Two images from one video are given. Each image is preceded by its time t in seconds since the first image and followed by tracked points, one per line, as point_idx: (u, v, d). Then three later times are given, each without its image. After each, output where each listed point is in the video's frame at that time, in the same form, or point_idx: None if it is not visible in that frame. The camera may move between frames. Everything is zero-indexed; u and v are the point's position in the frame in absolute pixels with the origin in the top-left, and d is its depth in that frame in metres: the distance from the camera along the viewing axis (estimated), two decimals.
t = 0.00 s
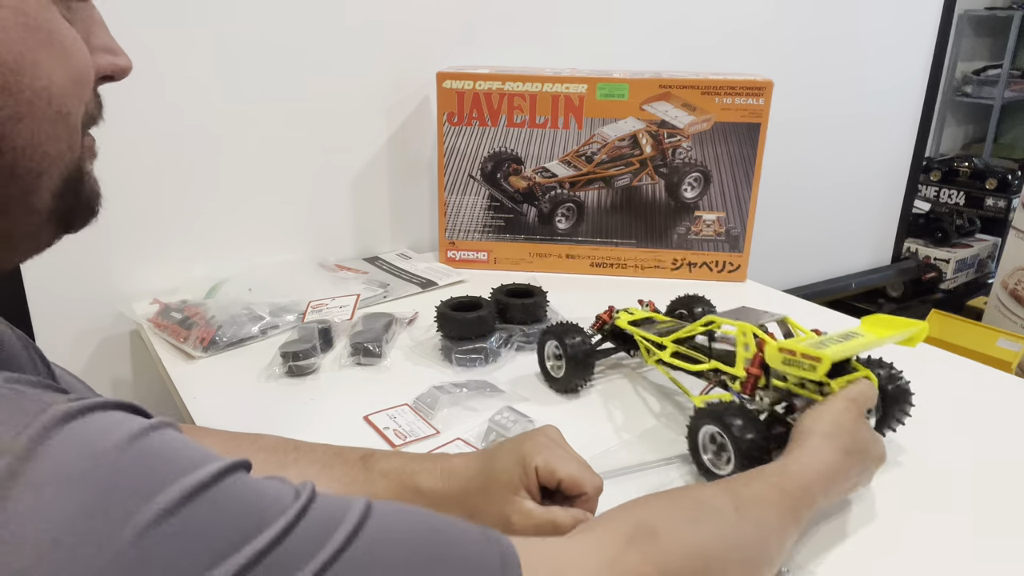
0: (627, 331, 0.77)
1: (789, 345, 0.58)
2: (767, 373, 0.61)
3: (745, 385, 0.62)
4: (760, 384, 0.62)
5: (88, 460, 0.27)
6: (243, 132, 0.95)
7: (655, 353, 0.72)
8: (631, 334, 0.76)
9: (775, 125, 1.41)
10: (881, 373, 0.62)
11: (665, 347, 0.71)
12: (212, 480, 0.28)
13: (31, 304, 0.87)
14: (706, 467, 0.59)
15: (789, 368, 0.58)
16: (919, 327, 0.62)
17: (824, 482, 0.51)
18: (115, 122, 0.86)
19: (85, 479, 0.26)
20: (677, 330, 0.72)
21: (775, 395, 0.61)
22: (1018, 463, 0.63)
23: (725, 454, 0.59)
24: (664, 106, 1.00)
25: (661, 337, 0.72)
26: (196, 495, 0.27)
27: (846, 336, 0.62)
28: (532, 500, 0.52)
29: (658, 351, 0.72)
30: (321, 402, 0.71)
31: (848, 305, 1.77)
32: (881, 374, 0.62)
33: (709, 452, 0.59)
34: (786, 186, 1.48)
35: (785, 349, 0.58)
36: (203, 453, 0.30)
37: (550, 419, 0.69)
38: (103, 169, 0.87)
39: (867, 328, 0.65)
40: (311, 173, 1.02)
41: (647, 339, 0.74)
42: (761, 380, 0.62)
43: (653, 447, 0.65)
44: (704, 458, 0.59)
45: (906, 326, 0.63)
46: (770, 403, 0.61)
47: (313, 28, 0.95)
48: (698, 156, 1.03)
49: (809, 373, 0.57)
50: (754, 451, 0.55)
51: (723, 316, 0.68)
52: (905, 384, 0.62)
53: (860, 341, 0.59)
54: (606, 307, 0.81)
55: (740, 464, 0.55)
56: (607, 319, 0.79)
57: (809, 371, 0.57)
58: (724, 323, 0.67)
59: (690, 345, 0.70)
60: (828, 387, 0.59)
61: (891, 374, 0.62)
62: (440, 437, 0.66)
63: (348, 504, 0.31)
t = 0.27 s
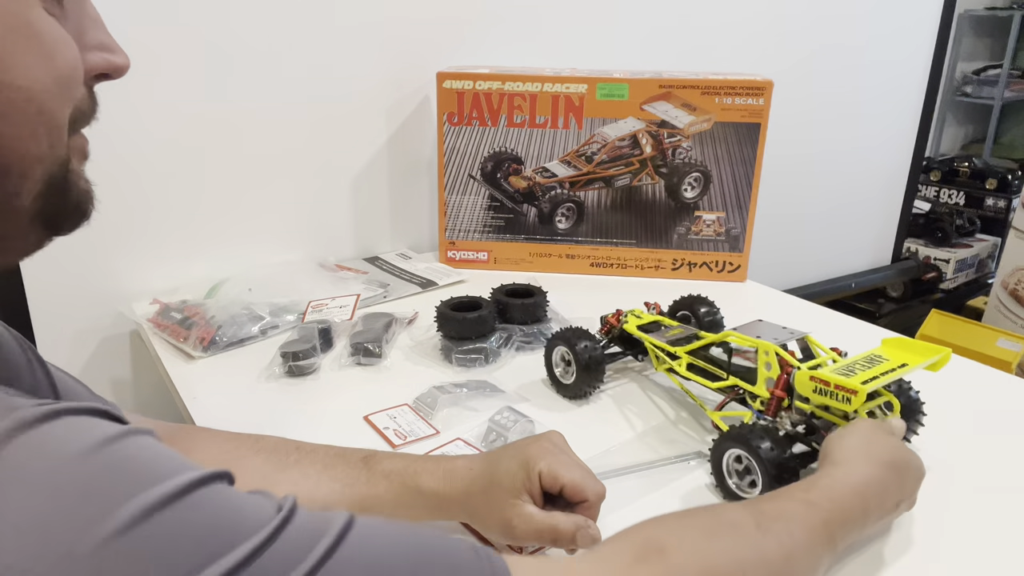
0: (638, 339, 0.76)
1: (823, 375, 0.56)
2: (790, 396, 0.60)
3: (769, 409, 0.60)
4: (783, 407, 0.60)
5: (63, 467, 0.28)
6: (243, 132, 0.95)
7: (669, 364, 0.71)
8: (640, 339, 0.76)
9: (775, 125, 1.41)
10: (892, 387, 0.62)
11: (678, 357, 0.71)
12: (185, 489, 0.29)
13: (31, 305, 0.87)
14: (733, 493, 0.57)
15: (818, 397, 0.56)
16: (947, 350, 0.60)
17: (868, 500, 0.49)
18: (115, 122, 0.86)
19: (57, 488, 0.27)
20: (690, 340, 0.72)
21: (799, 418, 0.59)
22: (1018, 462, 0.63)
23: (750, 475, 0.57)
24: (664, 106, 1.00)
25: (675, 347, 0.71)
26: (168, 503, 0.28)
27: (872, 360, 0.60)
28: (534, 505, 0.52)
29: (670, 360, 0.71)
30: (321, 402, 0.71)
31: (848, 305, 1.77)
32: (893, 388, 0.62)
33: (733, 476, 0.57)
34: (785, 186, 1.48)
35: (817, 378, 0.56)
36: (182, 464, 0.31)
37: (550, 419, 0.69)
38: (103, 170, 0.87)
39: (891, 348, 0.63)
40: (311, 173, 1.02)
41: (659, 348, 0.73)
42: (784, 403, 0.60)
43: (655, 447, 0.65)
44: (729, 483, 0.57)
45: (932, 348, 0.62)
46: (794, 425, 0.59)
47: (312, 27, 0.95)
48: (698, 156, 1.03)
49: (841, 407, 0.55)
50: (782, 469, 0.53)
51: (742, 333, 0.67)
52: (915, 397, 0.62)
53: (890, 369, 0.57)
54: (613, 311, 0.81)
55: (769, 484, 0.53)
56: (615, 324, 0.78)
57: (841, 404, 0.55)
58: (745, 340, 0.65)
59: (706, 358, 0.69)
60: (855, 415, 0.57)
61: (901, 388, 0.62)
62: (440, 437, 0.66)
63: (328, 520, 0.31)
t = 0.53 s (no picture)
0: (637, 339, 0.76)
1: (822, 375, 0.56)
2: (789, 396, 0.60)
3: (767, 407, 0.60)
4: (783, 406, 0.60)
5: None
6: (243, 133, 0.95)
7: (668, 363, 0.71)
8: (638, 338, 0.76)
9: (776, 125, 1.41)
10: (892, 386, 0.62)
11: (677, 356, 0.70)
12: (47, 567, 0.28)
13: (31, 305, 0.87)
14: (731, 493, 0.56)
15: (818, 396, 0.56)
16: (945, 350, 0.60)
17: (793, 543, 0.48)
18: (114, 123, 0.86)
19: None
20: (689, 340, 0.72)
21: (797, 417, 0.59)
22: (1017, 462, 0.63)
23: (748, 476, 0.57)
24: (664, 106, 1.00)
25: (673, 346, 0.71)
26: None
27: (870, 359, 0.59)
28: (538, 509, 0.51)
29: (669, 360, 0.71)
30: (321, 403, 0.71)
31: (848, 305, 1.77)
32: (892, 387, 0.62)
33: (732, 477, 0.57)
34: (786, 186, 1.48)
35: (815, 378, 0.56)
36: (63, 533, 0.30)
37: (550, 419, 0.69)
38: (103, 170, 0.87)
39: (889, 348, 0.63)
40: (311, 173, 1.02)
41: (659, 347, 0.72)
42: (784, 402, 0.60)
43: (654, 447, 0.65)
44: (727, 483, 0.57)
45: (930, 348, 0.61)
46: (794, 424, 0.59)
47: (312, 27, 0.95)
48: (698, 156, 1.03)
49: (839, 406, 0.55)
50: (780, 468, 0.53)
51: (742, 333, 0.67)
52: (913, 395, 0.62)
53: (889, 368, 0.57)
54: (611, 310, 0.81)
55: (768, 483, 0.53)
56: (614, 323, 0.78)
57: (840, 403, 0.55)
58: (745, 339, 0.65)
59: (705, 357, 0.69)
60: (855, 415, 0.57)
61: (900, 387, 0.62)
62: (440, 437, 0.66)
63: None
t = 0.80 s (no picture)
0: (637, 339, 0.76)
1: (823, 375, 0.56)
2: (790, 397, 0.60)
3: (767, 407, 0.60)
4: (783, 407, 0.60)
5: None
6: (243, 132, 0.95)
7: (669, 364, 0.71)
8: (638, 339, 0.76)
9: (776, 125, 1.41)
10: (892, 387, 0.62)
11: (677, 356, 0.70)
12: None
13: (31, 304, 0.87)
14: (731, 491, 0.56)
15: (818, 396, 0.56)
16: (946, 350, 0.60)
17: None
18: (114, 122, 0.86)
19: None
20: (689, 340, 0.72)
21: (798, 417, 0.59)
22: (1018, 462, 0.63)
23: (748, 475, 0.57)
24: (664, 106, 1.00)
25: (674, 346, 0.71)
26: None
27: (871, 360, 0.59)
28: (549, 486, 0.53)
29: (669, 360, 0.71)
30: (321, 403, 0.71)
31: (848, 305, 1.77)
32: (892, 388, 0.62)
33: (732, 476, 0.57)
34: (786, 186, 1.48)
35: (816, 378, 0.56)
36: None
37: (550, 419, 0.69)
38: (103, 169, 0.87)
39: (889, 347, 0.63)
40: (311, 173, 1.02)
41: (659, 347, 0.72)
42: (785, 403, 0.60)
43: (654, 447, 0.65)
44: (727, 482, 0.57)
45: (930, 348, 0.61)
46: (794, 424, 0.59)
47: (312, 27, 0.95)
48: (698, 156, 1.03)
49: (839, 406, 0.55)
50: (779, 468, 0.53)
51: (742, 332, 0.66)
52: (913, 395, 0.62)
53: (889, 368, 0.57)
54: (611, 311, 0.81)
55: (767, 484, 0.53)
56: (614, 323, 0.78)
57: (841, 403, 0.55)
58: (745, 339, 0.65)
59: (705, 357, 0.69)
60: (855, 415, 0.57)
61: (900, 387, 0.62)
62: (440, 437, 0.66)
63: None
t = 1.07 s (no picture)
0: (637, 339, 0.76)
1: (823, 376, 0.56)
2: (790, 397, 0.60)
3: (767, 408, 0.60)
4: (783, 407, 0.60)
5: None
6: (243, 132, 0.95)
7: (669, 364, 0.71)
8: (638, 339, 0.76)
9: (775, 125, 1.41)
10: (892, 387, 0.62)
11: (677, 356, 0.70)
12: None
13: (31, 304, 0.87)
14: (731, 492, 0.56)
15: (818, 396, 0.56)
16: (946, 350, 0.60)
17: None
18: (114, 122, 0.86)
19: None
20: (689, 339, 0.72)
21: (798, 417, 0.59)
22: (1017, 463, 0.63)
23: (748, 475, 0.57)
24: (664, 106, 1.00)
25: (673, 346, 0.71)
26: None
27: (871, 360, 0.59)
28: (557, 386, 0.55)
29: (669, 360, 0.71)
30: (321, 403, 0.71)
31: (848, 305, 1.77)
32: (892, 388, 0.62)
33: (732, 476, 0.57)
34: (786, 186, 1.48)
35: (815, 378, 0.56)
36: None
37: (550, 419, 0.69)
38: (103, 169, 0.87)
39: (888, 347, 0.63)
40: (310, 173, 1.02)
41: (658, 348, 0.72)
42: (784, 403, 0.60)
43: (654, 447, 0.65)
44: (727, 482, 0.57)
45: (929, 347, 0.61)
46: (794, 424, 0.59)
47: (312, 27, 0.95)
48: (698, 156, 1.03)
49: (839, 406, 0.55)
50: (779, 469, 0.53)
51: (742, 332, 0.66)
52: (913, 395, 0.62)
53: (889, 368, 0.57)
54: (610, 311, 0.81)
55: (767, 484, 0.53)
56: (614, 323, 0.78)
57: (841, 404, 0.55)
58: (745, 339, 0.65)
59: (706, 357, 0.69)
60: (856, 415, 0.57)
61: (900, 388, 0.62)
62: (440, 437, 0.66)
63: None
